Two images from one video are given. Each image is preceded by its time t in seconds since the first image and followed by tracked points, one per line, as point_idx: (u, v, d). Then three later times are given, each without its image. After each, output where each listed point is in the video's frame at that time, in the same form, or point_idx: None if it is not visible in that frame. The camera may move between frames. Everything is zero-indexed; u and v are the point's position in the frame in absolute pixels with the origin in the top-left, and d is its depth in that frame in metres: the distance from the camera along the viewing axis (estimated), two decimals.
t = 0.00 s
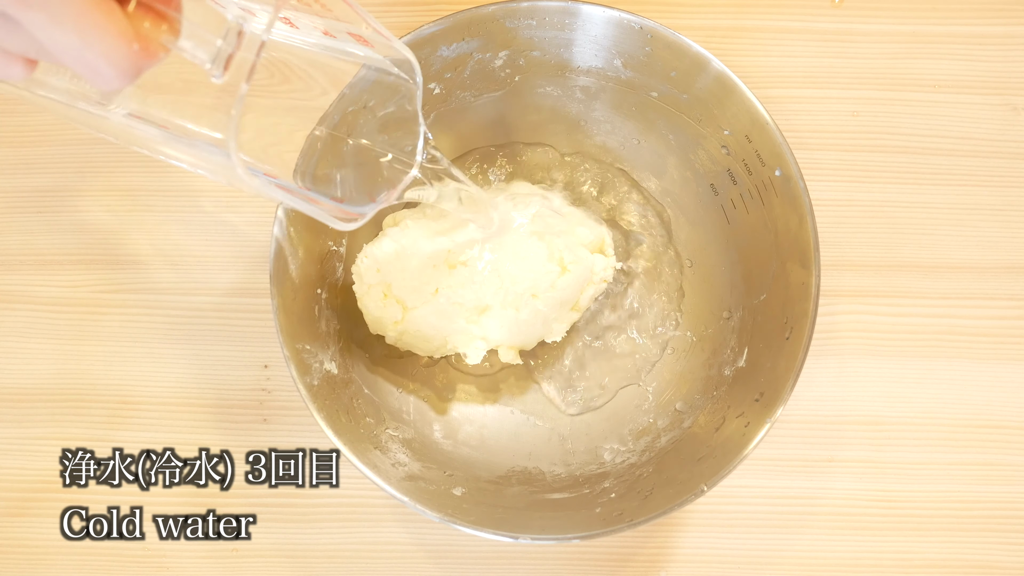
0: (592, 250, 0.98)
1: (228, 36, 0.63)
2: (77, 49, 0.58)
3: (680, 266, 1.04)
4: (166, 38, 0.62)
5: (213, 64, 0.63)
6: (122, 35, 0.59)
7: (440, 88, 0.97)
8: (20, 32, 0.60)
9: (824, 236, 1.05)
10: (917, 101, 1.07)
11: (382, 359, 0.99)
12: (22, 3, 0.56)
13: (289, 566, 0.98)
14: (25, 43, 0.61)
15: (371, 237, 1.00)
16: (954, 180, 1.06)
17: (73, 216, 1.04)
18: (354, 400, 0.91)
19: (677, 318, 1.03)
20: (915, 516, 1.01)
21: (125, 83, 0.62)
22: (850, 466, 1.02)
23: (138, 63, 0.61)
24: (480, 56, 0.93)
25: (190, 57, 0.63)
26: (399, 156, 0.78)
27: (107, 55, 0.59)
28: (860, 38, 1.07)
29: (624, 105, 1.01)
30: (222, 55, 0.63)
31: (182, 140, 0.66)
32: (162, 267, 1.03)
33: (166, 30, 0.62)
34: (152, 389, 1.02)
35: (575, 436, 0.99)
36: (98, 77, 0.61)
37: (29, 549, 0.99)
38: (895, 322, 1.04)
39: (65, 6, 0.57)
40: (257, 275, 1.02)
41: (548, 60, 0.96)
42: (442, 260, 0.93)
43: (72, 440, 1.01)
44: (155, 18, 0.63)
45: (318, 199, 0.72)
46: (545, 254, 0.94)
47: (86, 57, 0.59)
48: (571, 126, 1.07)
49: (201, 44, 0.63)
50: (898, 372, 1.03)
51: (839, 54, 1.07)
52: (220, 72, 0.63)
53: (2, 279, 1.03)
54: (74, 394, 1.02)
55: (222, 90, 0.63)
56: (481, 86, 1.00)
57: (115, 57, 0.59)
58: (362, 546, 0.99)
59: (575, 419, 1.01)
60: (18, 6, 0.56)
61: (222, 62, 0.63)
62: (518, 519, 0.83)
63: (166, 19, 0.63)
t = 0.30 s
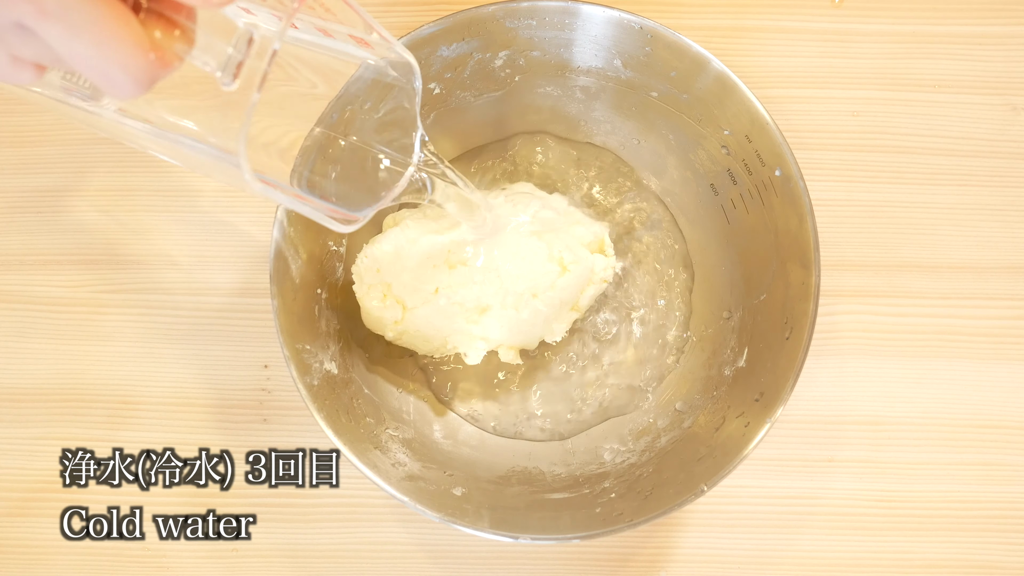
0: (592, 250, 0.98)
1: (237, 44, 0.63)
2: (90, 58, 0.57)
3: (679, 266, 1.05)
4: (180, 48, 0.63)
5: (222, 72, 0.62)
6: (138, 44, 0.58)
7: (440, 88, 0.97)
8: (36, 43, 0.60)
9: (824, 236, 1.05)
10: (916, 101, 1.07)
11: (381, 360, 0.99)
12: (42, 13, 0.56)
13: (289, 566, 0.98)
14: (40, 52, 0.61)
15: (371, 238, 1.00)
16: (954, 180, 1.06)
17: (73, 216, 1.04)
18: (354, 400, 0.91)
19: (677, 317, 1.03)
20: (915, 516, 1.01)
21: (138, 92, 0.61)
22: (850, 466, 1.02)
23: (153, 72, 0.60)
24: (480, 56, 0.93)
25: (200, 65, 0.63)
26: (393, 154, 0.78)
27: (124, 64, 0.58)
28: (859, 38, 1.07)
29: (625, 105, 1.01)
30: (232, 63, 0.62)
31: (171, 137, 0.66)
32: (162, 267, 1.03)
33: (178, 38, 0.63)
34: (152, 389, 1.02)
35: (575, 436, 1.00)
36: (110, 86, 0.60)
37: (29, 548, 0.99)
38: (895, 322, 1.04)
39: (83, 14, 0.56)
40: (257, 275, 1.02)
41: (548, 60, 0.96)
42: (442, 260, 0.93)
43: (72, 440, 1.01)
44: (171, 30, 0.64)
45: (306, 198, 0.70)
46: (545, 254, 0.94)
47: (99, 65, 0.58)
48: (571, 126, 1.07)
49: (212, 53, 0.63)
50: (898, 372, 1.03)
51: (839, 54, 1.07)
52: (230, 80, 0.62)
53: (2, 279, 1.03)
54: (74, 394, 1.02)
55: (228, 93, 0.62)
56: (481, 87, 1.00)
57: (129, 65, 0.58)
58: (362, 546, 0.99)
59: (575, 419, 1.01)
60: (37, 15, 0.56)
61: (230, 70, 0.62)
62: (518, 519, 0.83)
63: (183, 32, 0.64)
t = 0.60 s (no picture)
0: (592, 250, 0.98)
1: (250, 52, 0.62)
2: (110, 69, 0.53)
3: (680, 266, 1.05)
4: (198, 57, 0.60)
5: (235, 81, 0.62)
6: (160, 54, 0.55)
7: (440, 88, 0.97)
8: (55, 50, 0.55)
9: (824, 236, 1.05)
10: (916, 101, 1.07)
11: (381, 360, 0.99)
12: (66, 25, 0.51)
13: (289, 566, 0.98)
14: (55, 60, 0.57)
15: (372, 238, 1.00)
16: (954, 180, 1.06)
17: (73, 216, 1.04)
18: (354, 400, 0.91)
19: (677, 317, 1.03)
20: (915, 516, 1.01)
21: (156, 98, 0.58)
22: (850, 466, 1.02)
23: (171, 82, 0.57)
24: (480, 55, 0.93)
25: (211, 73, 0.61)
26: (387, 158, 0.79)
27: (145, 76, 0.54)
28: (860, 38, 1.07)
29: (625, 105, 1.02)
30: (244, 71, 0.62)
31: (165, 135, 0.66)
32: (162, 267, 1.03)
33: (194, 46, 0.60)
34: (152, 389, 1.02)
35: (575, 436, 1.00)
36: (129, 94, 0.56)
37: (29, 548, 0.99)
38: (895, 322, 1.04)
39: (107, 25, 0.51)
40: (257, 275, 1.02)
41: (547, 60, 0.96)
42: (442, 260, 0.93)
43: (72, 440, 1.01)
44: (186, 37, 0.61)
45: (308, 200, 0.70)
46: (545, 255, 0.94)
47: (120, 76, 0.54)
48: (572, 126, 1.07)
49: (220, 59, 0.62)
50: (898, 372, 1.03)
51: (839, 54, 1.07)
52: (243, 88, 0.62)
53: (2, 279, 1.03)
54: (74, 395, 1.02)
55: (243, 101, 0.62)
56: (481, 86, 1.00)
57: (150, 77, 0.54)
58: (362, 546, 0.99)
59: (576, 419, 1.01)
60: (59, 28, 0.51)
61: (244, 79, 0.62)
62: (519, 519, 0.83)
63: (199, 38, 0.61)
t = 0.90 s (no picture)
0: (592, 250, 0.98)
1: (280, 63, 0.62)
2: (162, 92, 0.50)
3: (680, 266, 1.05)
4: (236, 72, 0.59)
5: (265, 93, 0.61)
6: (208, 70, 0.51)
7: (440, 88, 0.97)
8: (104, 71, 0.52)
9: (823, 235, 1.05)
10: (916, 101, 1.07)
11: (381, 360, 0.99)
12: (122, 46, 0.47)
13: (289, 566, 0.98)
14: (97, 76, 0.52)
15: (372, 238, 1.00)
16: (954, 180, 1.06)
17: (73, 216, 1.04)
18: (354, 400, 0.91)
19: (677, 317, 1.03)
20: (915, 516, 1.01)
21: (199, 116, 0.55)
22: (850, 467, 1.02)
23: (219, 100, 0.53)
24: (480, 55, 0.93)
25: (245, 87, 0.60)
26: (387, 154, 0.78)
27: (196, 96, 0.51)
28: (859, 38, 1.07)
29: (625, 105, 1.02)
30: (274, 84, 0.62)
31: (173, 134, 0.64)
32: (162, 267, 1.03)
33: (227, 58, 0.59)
34: (152, 389, 1.02)
35: (575, 436, 1.00)
36: (173, 111, 0.53)
37: (29, 548, 0.99)
38: (895, 322, 1.04)
39: (164, 48, 0.48)
40: (257, 275, 1.03)
41: (547, 60, 0.96)
42: (441, 260, 0.93)
43: (72, 440, 1.01)
44: (221, 51, 0.60)
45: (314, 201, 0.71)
46: (545, 255, 0.94)
47: (167, 94, 0.51)
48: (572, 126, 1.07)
49: (253, 71, 0.61)
50: (898, 373, 1.03)
51: (839, 54, 1.07)
52: (274, 100, 0.62)
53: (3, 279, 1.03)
54: (73, 395, 1.02)
55: (277, 117, 0.62)
56: (481, 86, 1.00)
57: (200, 97, 0.51)
58: (362, 546, 0.99)
59: (576, 419, 1.01)
60: (114, 49, 0.48)
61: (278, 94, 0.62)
62: (519, 519, 0.83)
63: (235, 52, 0.60)
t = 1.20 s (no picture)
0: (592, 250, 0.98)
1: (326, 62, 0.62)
2: (232, 91, 0.51)
3: (681, 265, 1.05)
4: (287, 71, 0.60)
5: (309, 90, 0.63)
6: (270, 70, 0.51)
7: (440, 88, 0.97)
8: (168, 66, 0.51)
9: (823, 235, 1.05)
10: (916, 101, 1.07)
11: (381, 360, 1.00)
12: (195, 49, 0.47)
13: (289, 566, 0.98)
14: (159, 68, 0.52)
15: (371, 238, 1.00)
16: (954, 180, 1.06)
17: (74, 216, 1.04)
18: (354, 400, 0.91)
19: (677, 317, 1.03)
20: (915, 516, 1.01)
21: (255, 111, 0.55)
22: (850, 467, 1.02)
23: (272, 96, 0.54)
24: (480, 55, 0.93)
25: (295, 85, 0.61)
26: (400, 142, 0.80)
27: (256, 95, 0.51)
28: (860, 38, 1.07)
29: (626, 105, 1.02)
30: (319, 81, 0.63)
31: (170, 110, 0.63)
32: (162, 267, 1.03)
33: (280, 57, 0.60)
34: (152, 389, 1.02)
35: (575, 436, 1.00)
36: (229, 107, 0.53)
37: (29, 548, 0.99)
38: (895, 322, 1.04)
39: (239, 50, 0.48)
40: (257, 275, 1.03)
41: (548, 59, 0.96)
42: (442, 260, 0.93)
43: (72, 440, 1.01)
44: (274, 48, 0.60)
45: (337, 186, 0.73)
46: (545, 255, 0.94)
47: (229, 94, 0.51)
48: (573, 126, 1.07)
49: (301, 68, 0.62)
50: (898, 373, 1.03)
51: (839, 54, 1.07)
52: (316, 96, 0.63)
53: (3, 280, 1.03)
54: (73, 395, 1.02)
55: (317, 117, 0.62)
56: (481, 86, 1.00)
57: (262, 96, 0.52)
58: (362, 546, 0.99)
59: (575, 418, 1.01)
60: (189, 52, 0.47)
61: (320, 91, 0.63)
62: (519, 519, 0.83)
63: (286, 49, 0.60)
